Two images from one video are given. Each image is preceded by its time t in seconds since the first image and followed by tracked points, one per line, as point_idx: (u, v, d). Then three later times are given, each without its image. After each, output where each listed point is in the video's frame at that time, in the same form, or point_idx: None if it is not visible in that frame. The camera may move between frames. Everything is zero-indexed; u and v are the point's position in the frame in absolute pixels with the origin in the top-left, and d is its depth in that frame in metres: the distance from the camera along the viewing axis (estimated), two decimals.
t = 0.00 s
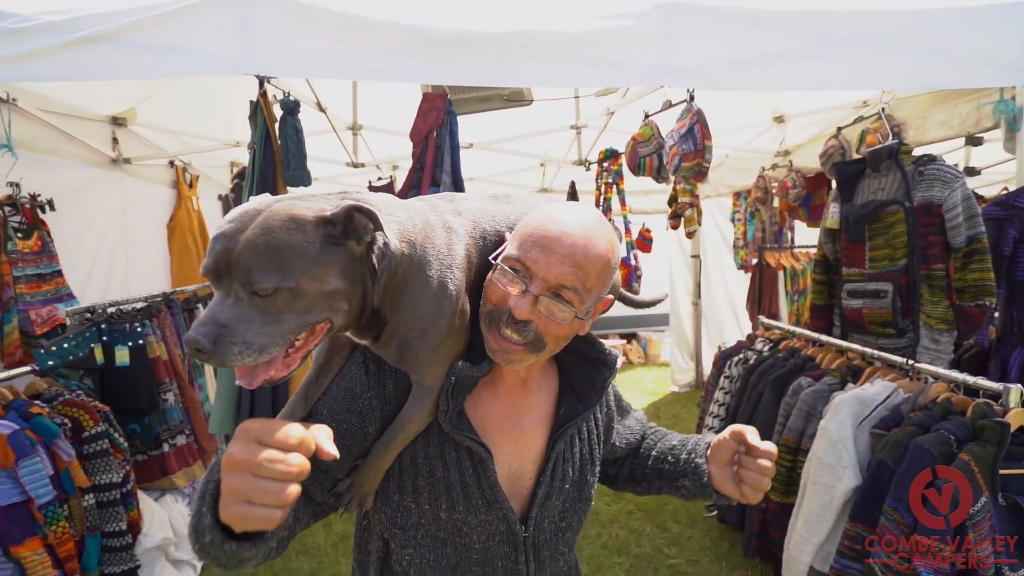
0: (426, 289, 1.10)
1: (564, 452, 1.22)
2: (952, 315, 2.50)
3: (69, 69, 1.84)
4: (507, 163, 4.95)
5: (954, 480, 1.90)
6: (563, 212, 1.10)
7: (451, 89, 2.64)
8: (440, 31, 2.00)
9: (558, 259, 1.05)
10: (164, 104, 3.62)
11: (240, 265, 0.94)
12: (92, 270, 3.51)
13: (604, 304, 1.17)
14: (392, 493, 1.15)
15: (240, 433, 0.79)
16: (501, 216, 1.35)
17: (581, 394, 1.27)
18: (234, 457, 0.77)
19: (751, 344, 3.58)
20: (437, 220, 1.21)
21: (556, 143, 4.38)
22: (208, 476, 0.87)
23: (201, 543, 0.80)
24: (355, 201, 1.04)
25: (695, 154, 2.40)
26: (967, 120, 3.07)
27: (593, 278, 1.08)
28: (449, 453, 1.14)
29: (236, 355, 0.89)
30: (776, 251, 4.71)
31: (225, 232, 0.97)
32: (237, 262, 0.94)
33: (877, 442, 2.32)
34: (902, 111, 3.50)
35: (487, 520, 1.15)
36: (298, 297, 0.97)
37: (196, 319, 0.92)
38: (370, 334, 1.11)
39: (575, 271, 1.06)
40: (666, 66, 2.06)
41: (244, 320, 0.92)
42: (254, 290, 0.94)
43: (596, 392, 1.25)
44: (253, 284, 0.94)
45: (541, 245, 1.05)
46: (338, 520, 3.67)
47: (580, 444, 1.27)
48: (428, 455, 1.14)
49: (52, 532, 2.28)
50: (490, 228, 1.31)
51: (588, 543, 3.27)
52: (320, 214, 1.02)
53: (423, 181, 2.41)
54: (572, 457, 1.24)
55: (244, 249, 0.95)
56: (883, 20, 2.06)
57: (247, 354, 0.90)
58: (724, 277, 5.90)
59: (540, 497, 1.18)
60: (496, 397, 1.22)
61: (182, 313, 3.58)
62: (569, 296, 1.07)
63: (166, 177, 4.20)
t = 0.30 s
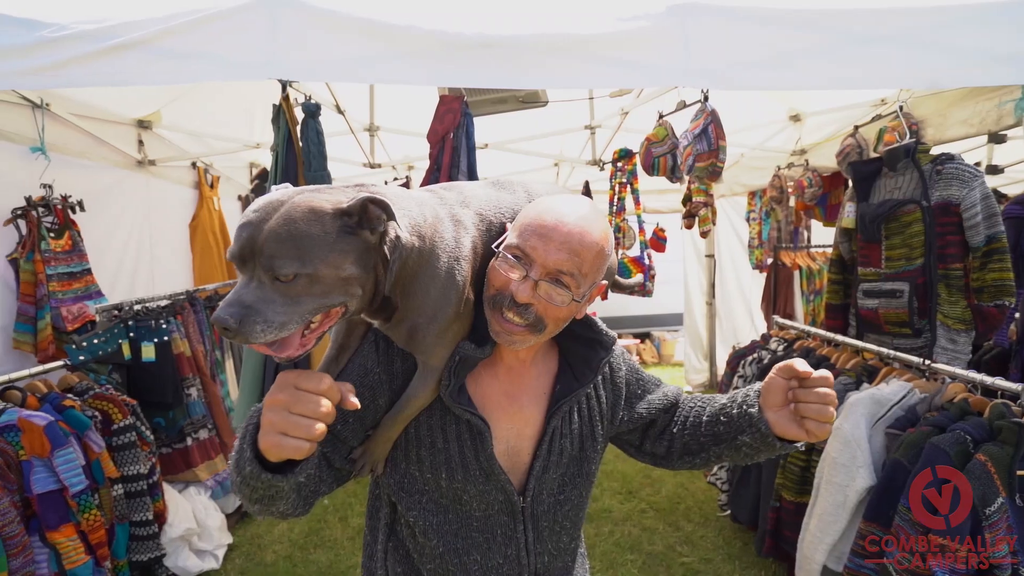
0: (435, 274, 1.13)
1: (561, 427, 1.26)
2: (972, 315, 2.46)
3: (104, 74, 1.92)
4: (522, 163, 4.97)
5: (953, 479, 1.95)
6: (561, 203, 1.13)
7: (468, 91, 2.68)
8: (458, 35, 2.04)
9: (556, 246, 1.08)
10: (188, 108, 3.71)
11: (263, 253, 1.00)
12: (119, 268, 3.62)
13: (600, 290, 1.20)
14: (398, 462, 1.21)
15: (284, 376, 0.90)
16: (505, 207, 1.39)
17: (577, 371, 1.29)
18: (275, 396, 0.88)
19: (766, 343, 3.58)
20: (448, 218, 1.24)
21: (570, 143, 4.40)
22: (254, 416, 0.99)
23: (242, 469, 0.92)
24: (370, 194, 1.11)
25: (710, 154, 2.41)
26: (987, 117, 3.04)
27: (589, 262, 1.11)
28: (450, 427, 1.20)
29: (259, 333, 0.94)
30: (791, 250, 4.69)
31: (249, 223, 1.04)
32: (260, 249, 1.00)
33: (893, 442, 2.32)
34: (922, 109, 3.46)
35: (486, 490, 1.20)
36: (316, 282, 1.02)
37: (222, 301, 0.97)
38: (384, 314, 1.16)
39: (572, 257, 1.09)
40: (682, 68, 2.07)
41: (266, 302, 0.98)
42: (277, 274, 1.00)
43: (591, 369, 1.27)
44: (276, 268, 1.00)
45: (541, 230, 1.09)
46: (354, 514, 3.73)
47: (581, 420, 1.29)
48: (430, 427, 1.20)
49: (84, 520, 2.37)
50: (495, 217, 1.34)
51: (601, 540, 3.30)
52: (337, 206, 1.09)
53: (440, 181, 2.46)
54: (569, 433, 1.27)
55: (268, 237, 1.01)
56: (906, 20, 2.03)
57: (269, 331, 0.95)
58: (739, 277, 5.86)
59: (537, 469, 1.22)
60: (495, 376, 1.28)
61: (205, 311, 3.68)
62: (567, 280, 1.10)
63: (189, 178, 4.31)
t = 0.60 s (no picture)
0: (437, 300, 1.15)
1: (558, 434, 1.29)
2: (981, 314, 2.47)
3: (128, 79, 1.99)
4: (531, 163, 5.01)
5: (954, 479, 1.96)
6: (558, 226, 1.17)
7: (479, 93, 2.73)
8: (470, 38, 2.09)
9: (553, 268, 1.11)
10: (204, 110, 3.79)
11: (274, 289, 1.05)
12: (138, 267, 3.71)
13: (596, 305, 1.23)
14: (407, 465, 1.27)
15: (308, 402, 0.95)
16: (506, 229, 1.38)
17: (571, 380, 1.31)
18: (303, 420, 0.93)
19: (774, 343, 3.59)
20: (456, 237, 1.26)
21: (579, 143, 4.42)
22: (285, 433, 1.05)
23: (281, 487, 1.00)
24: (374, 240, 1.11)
25: (718, 155, 2.44)
26: (999, 116, 3.04)
27: (584, 284, 1.14)
28: (454, 434, 1.24)
29: (265, 360, 1.00)
30: (801, 249, 4.71)
31: (266, 260, 1.09)
32: (272, 285, 1.05)
33: (900, 439, 2.34)
34: (933, 108, 3.45)
35: (488, 493, 1.25)
36: (319, 318, 1.06)
37: (238, 329, 1.03)
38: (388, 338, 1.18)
39: (569, 278, 1.12)
40: (691, 69, 2.10)
41: (275, 331, 1.03)
42: (284, 309, 1.05)
43: (583, 378, 1.28)
44: (283, 304, 1.04)
45: (539, 253, 1.12)
46: (367, 509, 3.80)
47: (580, 427, 1.33)
48: (435, 434, 1.25)
49: (108, 509, 2.46)
50: (493, 241, 1.33)
51: (609, 536, 3.33)
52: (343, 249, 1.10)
53: (452, 182, 2.52)
54: (565, 439, 1.30)
55: (279, 275, 1.06)
56: (914, 19, 2.04)
57: (274, 359, 1.01)
58: (748, 276, 5.86)
59: (535, 474, 1.26)
60: (497, 384, 1.31)
61: (222, 309, 3.76)
62: (564, 299, 1.14)
63: (205, 178, 4.40)
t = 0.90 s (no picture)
0: (435, 305, 1.18)
1: (558, 418, 1.32)
2: (985, 313, 2.47)
3: (145, 83, 2.04)
4: (538, 163, 5.04)
5: (954, 480, 1.99)
6: (555, 222, 1.19)
7: (486, 95, 2.76)
8: (477, 40, 2.12)
9: (551, 260, 1.13)
10: (215, 111, 3.84)
11: (279, 315, 1.13)
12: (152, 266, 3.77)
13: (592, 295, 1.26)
14: (417, 444, 1.29)
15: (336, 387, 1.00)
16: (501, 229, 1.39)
17: (570, 368, 1.34)
18: (329, 402, 0.98)
19: (779, 341, 3.61)
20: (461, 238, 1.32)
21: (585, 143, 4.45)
22: (308, 413, 1.10)
23: (305, 464, 1.05)
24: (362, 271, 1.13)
25: (723, 155, 2.45)
26: (1007, 115, 3.02)
27: (582, 275, 1.16)
28: (461, 416, 1.26)
29: (276, 376, 1.10)
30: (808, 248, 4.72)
31: (274, 288, 1.18)
32: (277, 311, 1.14)
33: (905, 437, 2.36)
34: (940, 106, 3.45)
35: (492, 472, 1.27)
36: (318, 340, 1.13)
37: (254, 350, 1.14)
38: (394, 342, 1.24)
39: (566, 270, 1.14)
40: (696, 70, 2.13)
41: (283, 351, 1.12)
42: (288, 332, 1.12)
43: (581, 366, 1.32)
44: (286, 328, 1.12)
45: (536, 246, 1.14)
46: (375, 504, 3.85)
47: (579, 410, 1.35)
48: (443, 416, 1.27)
49: (126, 502, 2.54)
50: (490, 242, 1.35)
51: (614, 532, 3.37)
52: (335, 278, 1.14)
53: (460, 183, 2.56)
54: (564, 423, 1.33)
55: (282, 302, 1.13)
56: (919, 19, 2.05)
57: (284, 376, 1.11)
58: (755, 274, 5.85)
59: (537, 455, 1.29)
60: (502, 371, 1.32)
61: (233, 307, 3.82)
62: (563, 290, 1.16)
63: (215, 178, 4.46)
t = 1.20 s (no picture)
0: (435, 283, 1.15)
1: (556, 393, 1.30)
2: (989, 311, 2.49)
3: (159, 85, 2.08)
4: (543, 160, 5.06)
5: (954, 479, 2.01)
6: (558, 212, 1.17)
7: (493, 94, 2.79)
8: (484, 42, 2.15)
9: (557, 248, 1.11)
10: (224, 111, 3.88)
11: (282, 274, 1.13)
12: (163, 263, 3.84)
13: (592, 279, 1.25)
14: (418, 416, 1.29)
15: (341, 343, 1.03)
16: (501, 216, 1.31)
17: (568, 346, 1.33)
18: (335, 357, 1.01)
19: (784, 338, 3.63)
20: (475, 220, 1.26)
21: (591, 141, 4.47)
22: (316, 370, 1.14)
23: (311, 417, 1.08)
24: (358, 248, 1.11)
25: (727, 154, 2.46)
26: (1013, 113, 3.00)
27: (584, 263, 1.14)
28: (462, 391, 1.25)
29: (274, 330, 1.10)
30: (813, 245, 4.74)
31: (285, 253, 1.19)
32: (282, 271, 1.14)
33: (908, 434, 2.38)
34: (946, 104, 3.45)
35: (491, 443, 1.26)
36: (311, 305, 1.11)
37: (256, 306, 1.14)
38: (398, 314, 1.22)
39: (571, 258, 1.12)
40: (700, 69, 2.14)
41: (283, 307, 1.12)
42: (287, 291, 1.12)
43: (577, 345, 1.31)
44: (285, 288, 1.12)
45: (542, 235, 1.12)
46: (383, 498, 3.91)
47: (575, 382, 1.35)
48: (445, 390, 1.26)
49: (142, 495, 2.62)
50: (495, 226, 1.28)
51: (619, 527, 3.41)
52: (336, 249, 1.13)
53: (467, 182, 2.59)
54: (562, 398, 1.31)
55: (287, 264, 1.14)
56: (924, 17, 2.06)
57: (280, 332, 1.11)
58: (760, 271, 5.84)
59: (534, 428, 1.27)
60: (503, 348, 1.30)
61: (242, 304, 3.87)
62: (569, 278, 1.14)
63: (224, 176, 4.52)
